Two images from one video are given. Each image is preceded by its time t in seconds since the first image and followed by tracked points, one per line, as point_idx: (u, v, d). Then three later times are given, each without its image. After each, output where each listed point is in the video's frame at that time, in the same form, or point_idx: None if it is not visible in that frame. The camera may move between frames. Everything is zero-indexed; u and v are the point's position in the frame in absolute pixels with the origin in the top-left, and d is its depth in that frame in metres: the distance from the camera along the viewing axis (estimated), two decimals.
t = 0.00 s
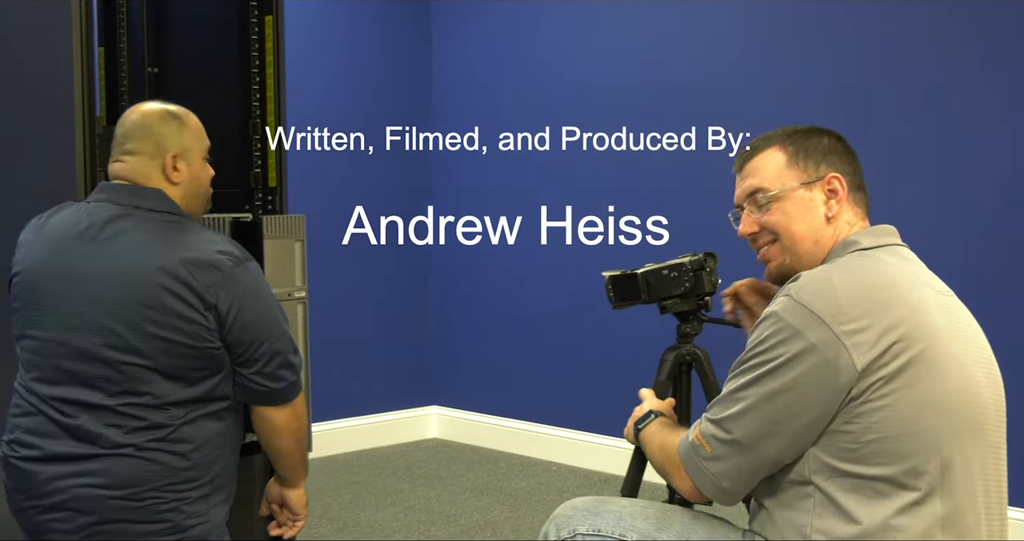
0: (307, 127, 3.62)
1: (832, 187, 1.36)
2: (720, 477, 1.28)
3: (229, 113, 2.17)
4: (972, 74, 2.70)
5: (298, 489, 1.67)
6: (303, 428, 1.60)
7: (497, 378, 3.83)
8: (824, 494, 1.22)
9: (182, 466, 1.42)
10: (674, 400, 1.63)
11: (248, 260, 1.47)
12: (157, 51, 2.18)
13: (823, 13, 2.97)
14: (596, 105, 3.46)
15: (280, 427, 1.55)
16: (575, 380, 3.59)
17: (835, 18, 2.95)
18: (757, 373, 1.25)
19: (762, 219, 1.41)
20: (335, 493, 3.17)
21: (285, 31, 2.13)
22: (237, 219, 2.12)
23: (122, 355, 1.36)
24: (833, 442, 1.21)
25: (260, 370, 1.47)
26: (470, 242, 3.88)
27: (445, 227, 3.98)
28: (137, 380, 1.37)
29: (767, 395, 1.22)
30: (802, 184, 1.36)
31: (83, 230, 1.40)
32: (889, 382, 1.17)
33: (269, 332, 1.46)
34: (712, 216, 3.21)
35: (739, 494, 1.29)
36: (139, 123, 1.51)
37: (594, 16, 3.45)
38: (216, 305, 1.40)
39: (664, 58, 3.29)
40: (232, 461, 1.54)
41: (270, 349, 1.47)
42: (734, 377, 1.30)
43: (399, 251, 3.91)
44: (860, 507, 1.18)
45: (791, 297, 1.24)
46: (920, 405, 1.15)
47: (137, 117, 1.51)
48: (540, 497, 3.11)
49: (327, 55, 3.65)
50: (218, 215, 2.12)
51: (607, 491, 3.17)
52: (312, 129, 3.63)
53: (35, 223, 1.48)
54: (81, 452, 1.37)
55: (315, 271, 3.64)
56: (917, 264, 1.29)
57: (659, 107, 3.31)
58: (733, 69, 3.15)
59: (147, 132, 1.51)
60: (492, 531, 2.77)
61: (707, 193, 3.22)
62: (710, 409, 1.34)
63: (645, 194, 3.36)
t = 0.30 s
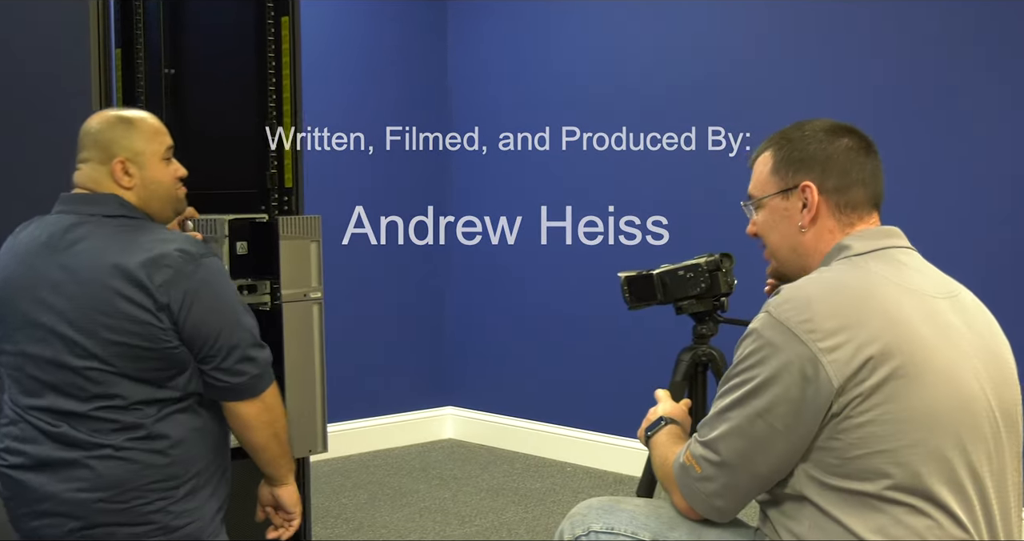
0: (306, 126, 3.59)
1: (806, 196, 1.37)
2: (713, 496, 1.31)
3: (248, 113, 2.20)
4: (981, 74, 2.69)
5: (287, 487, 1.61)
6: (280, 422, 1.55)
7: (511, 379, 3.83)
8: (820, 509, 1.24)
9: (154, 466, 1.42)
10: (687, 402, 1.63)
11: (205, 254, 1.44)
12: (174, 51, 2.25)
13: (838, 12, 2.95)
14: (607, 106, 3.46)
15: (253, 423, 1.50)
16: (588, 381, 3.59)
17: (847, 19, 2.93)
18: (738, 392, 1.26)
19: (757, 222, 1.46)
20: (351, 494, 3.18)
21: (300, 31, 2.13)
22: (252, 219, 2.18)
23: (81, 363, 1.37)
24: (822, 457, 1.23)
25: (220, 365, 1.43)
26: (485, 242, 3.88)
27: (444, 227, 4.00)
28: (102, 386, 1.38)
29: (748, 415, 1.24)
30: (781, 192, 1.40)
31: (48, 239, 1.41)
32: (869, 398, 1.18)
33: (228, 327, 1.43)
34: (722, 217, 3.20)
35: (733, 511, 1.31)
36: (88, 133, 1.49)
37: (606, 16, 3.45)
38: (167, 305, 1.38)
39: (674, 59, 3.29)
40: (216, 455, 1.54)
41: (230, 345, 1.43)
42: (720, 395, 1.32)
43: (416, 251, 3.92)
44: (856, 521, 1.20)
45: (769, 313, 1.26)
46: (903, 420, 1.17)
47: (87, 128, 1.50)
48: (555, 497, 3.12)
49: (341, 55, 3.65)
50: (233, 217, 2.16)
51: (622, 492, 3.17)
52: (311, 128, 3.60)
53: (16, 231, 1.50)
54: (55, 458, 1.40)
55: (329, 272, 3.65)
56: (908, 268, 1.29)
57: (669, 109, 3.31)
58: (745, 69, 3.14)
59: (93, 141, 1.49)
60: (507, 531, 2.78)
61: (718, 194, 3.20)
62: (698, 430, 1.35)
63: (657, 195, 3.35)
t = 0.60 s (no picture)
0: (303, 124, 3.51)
1: (814, 203, 1.37)
2: (732, 500, 1.30)
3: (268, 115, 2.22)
4: (981, 73, 2.64)
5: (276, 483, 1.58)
6: (267, 418, 1.50)
7: (530, 378, 3.83)
8: (840, 513, 1.23)
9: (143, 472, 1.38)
10: (708, 402, 1.63)
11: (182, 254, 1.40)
12: (195, 52, 2.29)
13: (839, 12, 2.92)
14: (623, 106, 3.46)
15: (241, 422, 1.45)
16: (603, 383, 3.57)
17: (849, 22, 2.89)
18: (757, 397, 1.26)
19: (772, 225, 1.46)
20: (370, 493, 3.19)
21: (320, 32, 2.14)
22: (271, 220, 2.19)
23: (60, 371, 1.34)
24: (841, 463, 1.22)
25: (203, 363, 1.38)
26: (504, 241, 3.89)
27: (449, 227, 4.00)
28: (81, 394, 1.35)
29: (768, 420, 1.24)
30: (791, 197, 1.40)
31: (27, 255, 1.40)
32: (889, 403, 1.17)
33: (211, 323, 1.38)
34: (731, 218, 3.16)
35: (751, 515, 1.31)
36: (81, 144, 1.47)
37: (623, 16, 3.44)
38: (144, 304, 1.34)
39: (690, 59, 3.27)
40: (211, 462, 1.49)
41: (213, 340, 1.38)
42: (738, 400, 1.31)
43: (432, 250, 3.93)
44: (876, 525, 1.20)
45: (787, 318, 1.25)
46: (923, 425, 1.16)
47: (79, 139, 1.47)
48: (575, 498, 3.11)
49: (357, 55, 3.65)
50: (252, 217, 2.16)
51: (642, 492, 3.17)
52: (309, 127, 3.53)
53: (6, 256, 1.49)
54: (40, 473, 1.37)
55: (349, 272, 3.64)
56: (926, 271, 1.29)
57: (683, 109, 3.29)
58: (753, 68, 3.12)
59: (88, 153, 1.47)
60: (527, 531, 2.78)
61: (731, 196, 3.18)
62: (716, 433, 1.35)
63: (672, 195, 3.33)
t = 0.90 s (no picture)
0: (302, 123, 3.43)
1: (840, 204, 1.37)
2: (756, 497, 1.29)
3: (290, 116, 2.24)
4: (997, 73, 2.63)
5: (293, 506, 1.63)
6: (289, 451, 1.55)
7: (553, 379, 3.83)
8: (867, 509, 1.23)
9: (154, 489, 1.39)
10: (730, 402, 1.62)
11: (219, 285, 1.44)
12: (219, 54, 2.30)
13: (860, 10, 2.90)
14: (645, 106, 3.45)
15: (262, 458, 1.51)
16: (624, 383, 3.56)
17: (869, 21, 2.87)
18: (783, 393, 1.26)
19: (796, 224, 1.45)
20: (393, 493, 3.20)
21: (342, 32, 2.16)
22: (295, 220, 2.19)
23: (81, 376, 1.35)
24: (869, 458, 1.22)
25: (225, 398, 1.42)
26: (528, 241, 3.89)
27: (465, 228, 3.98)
28: (97, 401, 1.36)
29: (793, 414, 1.23)
30: (817, 198, 1.39)
31: (59, 250, 1.41)
32: (918, 396, 1.18)
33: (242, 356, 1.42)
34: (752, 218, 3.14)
35: (778, 513, 1.29)
36: (182, 171, 1.51)
37: (647, 15, 3.43)
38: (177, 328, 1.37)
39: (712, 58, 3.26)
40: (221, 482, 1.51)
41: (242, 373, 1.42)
42: (763, 398, 1.31)
43: (456, 249, 3.93)
44: (905, 520, 1.19)
45: (814, 313, 1.26)
46: (952, 417, 1.17)
47: (180, 163, 1.51)
48: (597, 499, 3.11)
49: (383, 56, 3.65)
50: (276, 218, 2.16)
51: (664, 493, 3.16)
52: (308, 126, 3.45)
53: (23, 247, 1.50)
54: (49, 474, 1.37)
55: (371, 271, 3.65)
56: (953, 271, 1.29)
57: (705, 108, 3.28)
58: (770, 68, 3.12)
59: (185, 182, 1.51)
60: (549, 531, 2.78)
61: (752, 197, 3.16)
62: (742, 431, 1.34)
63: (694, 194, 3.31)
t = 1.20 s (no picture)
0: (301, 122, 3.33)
1: (872, 202, 1.36)
2: (788, 493, 1.29)
3: (320, 115, 2.24)
4: None
5: (333, 525, 1.65)
6: (334, 464, 1.58)
7: (582, 378, 3.83)
8: (900, 503, 1.22)
9: (203, 487, 1.44)
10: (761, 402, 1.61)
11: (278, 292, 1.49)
12: (249, 53, 2.33)
13: (887, 9, 2.88)
14: (674, 106, 3.45)
15: (309, 465, 1.54)
16: (653, 382, 3.55)
17: (899, 18, 2.85)
18: (816, 387, 1.25)
19: (831, 222, 1.44)
20: (421, 491, 3.20)
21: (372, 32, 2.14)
22: (324, 218, 2.22)
23: (141, 371, 1.40)
24: (902, 451, 1.22)
25: (278, 402, 1.47)
26: (558, 241, 3.89)
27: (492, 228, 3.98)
28: (153, 400, 1.41)
29: (825, 408, 1.23)
30: (850, 196, 1.39)
31: (122, 247, 1.46)
32: (950, 389, 1.18)
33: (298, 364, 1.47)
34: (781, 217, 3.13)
35: (811, 508, 1.29)
36: (245, 174, 1.58)
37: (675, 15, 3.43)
38: (237, 333, 1.42)
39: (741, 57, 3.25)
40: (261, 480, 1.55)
41: (296, 379, 1.47)
42: (795, 394, 1.31)
43: (486, 248, 3.94)
44: (938, 512, 1.19)
45: (846, 306, 1.26)
46: (985, 410, 1.17)
47: (243, 166, 1.59)
48: (626, 498, 3.10)
49: (413, 55, 3.66)
50: (307, 217, 2.21)
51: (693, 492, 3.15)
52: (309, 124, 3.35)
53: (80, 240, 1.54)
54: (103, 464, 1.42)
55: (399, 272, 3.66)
56: (983, 268, 1.29)
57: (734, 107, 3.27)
58: (798, 68, 3.10)
59: (249, 184, 1.58)
60: (578, 530, 2.77)
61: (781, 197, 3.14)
62: (774, 427, 1.34)
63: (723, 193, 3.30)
